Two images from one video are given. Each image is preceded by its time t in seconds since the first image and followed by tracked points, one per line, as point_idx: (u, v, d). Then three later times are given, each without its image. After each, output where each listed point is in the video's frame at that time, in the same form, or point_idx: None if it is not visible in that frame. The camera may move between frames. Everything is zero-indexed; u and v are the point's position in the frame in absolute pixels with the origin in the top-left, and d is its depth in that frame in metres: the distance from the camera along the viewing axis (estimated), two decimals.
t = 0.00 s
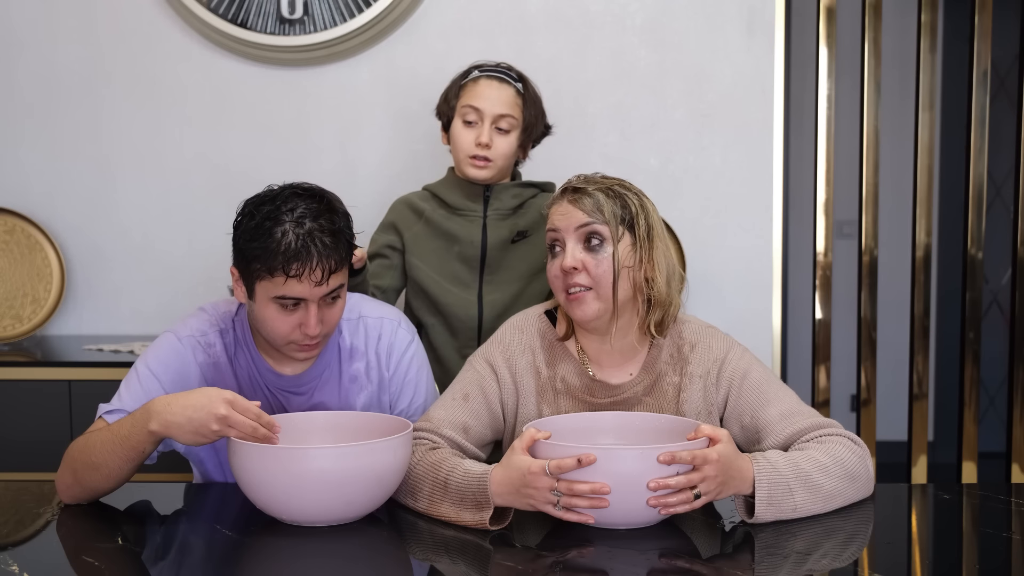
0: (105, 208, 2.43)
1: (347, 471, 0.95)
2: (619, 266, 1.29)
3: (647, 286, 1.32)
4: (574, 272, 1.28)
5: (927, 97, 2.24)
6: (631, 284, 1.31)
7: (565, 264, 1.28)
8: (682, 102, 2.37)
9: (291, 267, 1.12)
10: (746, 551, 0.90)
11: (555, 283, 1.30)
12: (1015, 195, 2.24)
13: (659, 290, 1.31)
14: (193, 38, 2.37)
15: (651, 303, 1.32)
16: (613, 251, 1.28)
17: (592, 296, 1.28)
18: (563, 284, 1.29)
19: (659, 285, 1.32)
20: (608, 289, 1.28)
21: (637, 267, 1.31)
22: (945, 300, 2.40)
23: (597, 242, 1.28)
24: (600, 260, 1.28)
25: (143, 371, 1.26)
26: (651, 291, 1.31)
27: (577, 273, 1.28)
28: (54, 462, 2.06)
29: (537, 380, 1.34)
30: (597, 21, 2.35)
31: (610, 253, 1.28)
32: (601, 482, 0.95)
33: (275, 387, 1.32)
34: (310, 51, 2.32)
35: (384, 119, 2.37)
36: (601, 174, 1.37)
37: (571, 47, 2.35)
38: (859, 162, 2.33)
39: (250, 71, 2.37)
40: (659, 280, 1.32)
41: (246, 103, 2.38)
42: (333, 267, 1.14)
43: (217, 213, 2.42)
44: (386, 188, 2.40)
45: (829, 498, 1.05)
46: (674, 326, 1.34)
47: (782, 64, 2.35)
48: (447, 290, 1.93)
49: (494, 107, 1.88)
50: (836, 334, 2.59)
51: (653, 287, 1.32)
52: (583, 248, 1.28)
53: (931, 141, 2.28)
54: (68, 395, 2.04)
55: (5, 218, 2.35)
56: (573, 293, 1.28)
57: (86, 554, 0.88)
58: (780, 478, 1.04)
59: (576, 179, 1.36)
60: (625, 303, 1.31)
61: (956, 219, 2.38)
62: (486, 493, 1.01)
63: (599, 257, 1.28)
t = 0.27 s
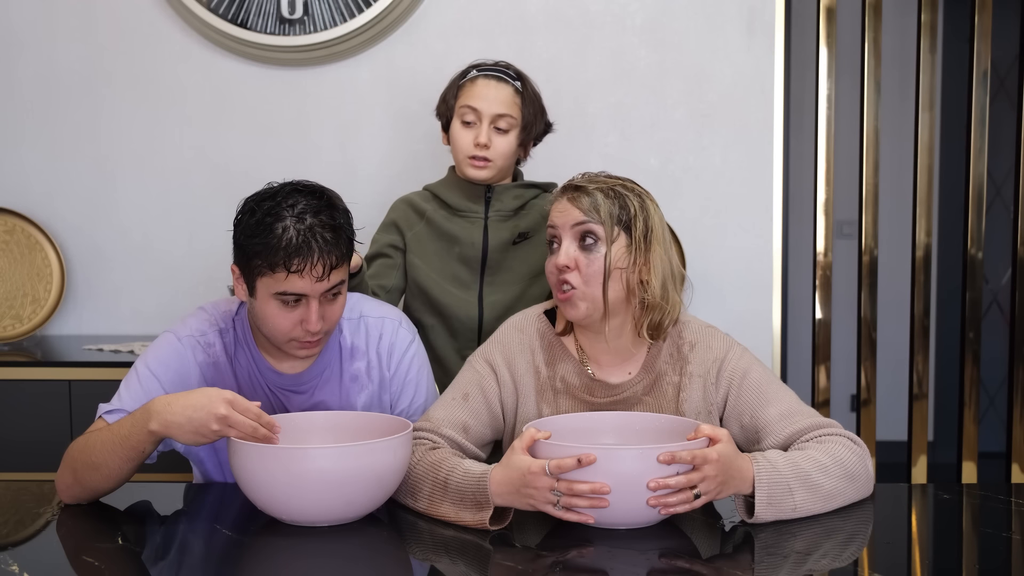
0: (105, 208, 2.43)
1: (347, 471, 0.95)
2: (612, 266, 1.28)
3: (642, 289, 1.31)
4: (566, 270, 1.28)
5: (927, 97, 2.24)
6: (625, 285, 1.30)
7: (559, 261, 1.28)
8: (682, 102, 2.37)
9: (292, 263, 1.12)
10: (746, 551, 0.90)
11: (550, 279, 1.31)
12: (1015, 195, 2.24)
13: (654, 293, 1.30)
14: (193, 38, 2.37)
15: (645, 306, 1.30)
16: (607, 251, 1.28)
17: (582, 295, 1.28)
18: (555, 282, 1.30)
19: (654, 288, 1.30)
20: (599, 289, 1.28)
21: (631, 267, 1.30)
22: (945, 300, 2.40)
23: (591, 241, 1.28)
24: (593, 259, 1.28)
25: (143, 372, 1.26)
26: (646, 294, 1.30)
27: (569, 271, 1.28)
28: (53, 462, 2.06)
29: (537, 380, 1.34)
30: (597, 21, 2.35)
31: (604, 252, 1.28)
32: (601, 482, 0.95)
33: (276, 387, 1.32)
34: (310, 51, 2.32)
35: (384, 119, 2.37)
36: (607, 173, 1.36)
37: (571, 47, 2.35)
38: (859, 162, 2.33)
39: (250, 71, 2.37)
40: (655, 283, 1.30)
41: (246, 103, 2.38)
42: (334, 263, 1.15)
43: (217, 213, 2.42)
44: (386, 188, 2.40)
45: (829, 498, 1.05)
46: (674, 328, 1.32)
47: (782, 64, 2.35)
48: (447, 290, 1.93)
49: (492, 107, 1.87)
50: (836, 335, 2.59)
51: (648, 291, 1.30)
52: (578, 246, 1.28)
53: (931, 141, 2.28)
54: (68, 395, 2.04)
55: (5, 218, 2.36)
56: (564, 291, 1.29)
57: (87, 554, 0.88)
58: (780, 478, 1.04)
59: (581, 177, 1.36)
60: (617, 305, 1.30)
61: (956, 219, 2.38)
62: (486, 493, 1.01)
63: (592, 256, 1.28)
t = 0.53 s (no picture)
0: (105, 208, 2.43)
1: (347, 471, 0.95)
2: (603, 267, 1.29)
3: (633, 294, 1.31)
4: (558, 266, 1.30)
5: (927, 97, 2.24)
6: (617, 287, 1.30)
7: (553, 256, 1.30)
8: (682, 102, 2.37)
9: (289, 276, 1.12)
10: (746, 551, 0.90)
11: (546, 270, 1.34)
12: (1015, 195, 2.24)
13: (645, 299, 1.29)
14: (193, 38, 2.37)
15: (637, 311, 1.30)
16: (599, 252, 1.28)
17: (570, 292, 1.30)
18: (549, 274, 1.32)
19: (645, 294, 1.29)
20: (587, 288, 1.29)
21: (621, 271, 1.30)
22: (945, 300, 2.40)
23: (586, 240, 1.29)
24: (584, 258, 1.29)
25: (143, 371, 1.26)
26: (637, 300, 1.30)
27: (561, 267, 1.30)
28: (53, 462, 2.06)
29: (538, 380, 1.34)
30: (597, 21, 2.35)
31: (594, 253, 1.29)
32: (601, 482, 0.95)
33: (277, 389, 1.32)
34: (310, 51, 2.32)
35: (384, 119, 2.37)
36: (621, 173, 1.35)
37: (571, 47, 2.35)
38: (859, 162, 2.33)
39: (250, 71, 2.37)
40: (646, 289, 1.29)
41: (246, 103, 2.38)
42: (331, 274, 1.14)
43: (217, 212, 2.42)
44: (386, 187, 2.40)
45: (829, 499, 1.05)
46: (674, 334, 1.31)
47: (782, 64, 2.35)
48: (447, 290, 1.93)
49: (485, 111, 1.86)
50: (836, 335, 2.59)
51: (639, 296, 1.30)
52: (573, 244, 1.30)
53: (931, 141, 2.28)
54: (68, 395, 2.04)
55: (5, 218, 2.35)
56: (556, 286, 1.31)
57: (87, 554, 0.88)
58: (780, 479, 1.04)
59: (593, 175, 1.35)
60: (607, 305, 1.31)
61: (956, 219, 2.38)
62: (486, 492, 1.01)
63: (583, 256, 1.29)
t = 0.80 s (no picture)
0: (105, 208, 2.43)
1: (347, 471, 0.95)
2: (612, 271, 1.28)
3: (643, 298, 1.30)
4: (566, 270, 1.29)
5: (927, 97, 2.24)
6: (626, 291, 1.29)
7: (561, 259, 1.29)
8: (682, 102, 2.37)
9: (287, 315, 1.11)
10: (746, 551, 0.90)
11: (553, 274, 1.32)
12: (1015, 195, 2.24)
13: (655, 303, 1.28)
14: (193, 38, 2.37)
15: (646, 315, 1.29)
16: (608, 256, 1.28)
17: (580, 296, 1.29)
18: (557, 279, 1.31)
19: (655, 298, 1.28)
20: (597, 292, 1.28)
21: (631, 275, 1.29)
22: (945, 299, 2.40)
23: (595, 244, 1.28)
24: (593, 262, 1.28)
25: (149, 374, 1.26)
26: (646, 304, 1.29)
27: (569, 271, 1.29)
28: (53, 462, 2.06)
29: (539, 381, 1.34)
30: (597, 21, 2.35)
31: (604, 256, 1.28)
32: (602, 482, 0.95)
33: (282, 401, 1.32)
34: (310, 51, 2.32)
35: (385, 119, 2.37)
36: (629, 174, 1.34)
37: (571, 47, 2.35)
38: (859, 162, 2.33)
39: (250, 71, 2.37)
40: (656, 293, 1.29)
41: (246, 103, 2.38)
42: (331, 316, 1.13)
43: (217, 213, 2.42)
44: (386, 187, 2.40)
45: (829, 499, 1.05)
46: (682, 334, 1.30)
47: (782, 64, 2.35)
48: (448, 291, 1.93)
49: (481, 113, 1.86)
50: (836, 335, 2.60)
51: (649, 300, 1.29)
52: (581, 247, 1.29)
53: (931, 141, 2.28)
54: (68, 395, 2.04)
55: (5, 218, 2.35)
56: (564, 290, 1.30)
57: (86, 554, 0.88)
58: (780, 479, 1.04)
59: (602, 176, 1.35)
60: (617, 309, 1.30)
61: (956, 219, 2.38)
62: (486, 493, 1.01)
63: (592, 259, 1.28)
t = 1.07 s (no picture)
0: (105, 207, 2.43)
1: (347, 470, 0.94)
2: (612, 273, 1.27)
3: (643, 299, 1.29)
4: (566, 272, 1.28)
5: (926, 97, 2.24)
6: (627, 293, 1.29)
7: (561, 261, 1.28)
8: (682, 102, 2.37)
9: (298, 389, 0.98)
10: (747, 551, 0.90)
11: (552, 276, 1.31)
12: (1015, 195, 2.24)
13: (656, 303, 1.28)
14: (193, 38, 2.37)
15: (647, 315, 1.29)
16: (608, 258, 1.27)
17: (580, 298, 1.28)
18: (556, 281, 1.30)
19: (656, 298, 1.28)
20: (597, 294, 1.27)
21: (633, 277, 1.28)
22: (945, 299, 2.40)
23: (595, 246, 1.27)
24: (593, 263, 1.27)
25: (156, 386, 1.17)
26: (648, 305, 1.29)
27: (569, 272, 1.28)
28: (53, 462, 2.06)
29: (539, 381, 1.34)
30: (597, 21, 2.35)
31: (604, 258, 1.27)
32: (602, 482, 0.95)
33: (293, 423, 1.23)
34: (310, 51, 2.32)
35: (384, 119, 2.37)
36: (628, 174, 1.34)
37: (571, 47, 2.35)
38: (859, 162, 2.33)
39: (250, 71, 2.37)
40: (657, 293, 1.29)
41: (245, 103, 2.38)
42: (346, 389, 1.00)
43: (217, 213, 2.42)
44: (386, 187, 2.40)
45: (829, 499, 1.05)
46: (682, 331, 1.30)
47: (782, 64, 2.35)
48: (453, 292, 1.93)
49: (485, 117, 1.85)
50: (836, 335, 2.60)
51: (650, 301, 1.29)
52: (581, 248, 1.28)
53: (931, 141, 2.28)
54: (68, 395, 2.04)
55: (5, 218, 2.35)
56: (564, 293, 1.29)
57: (87, 555, 0.88)
58: (781, 479, 1.04)
59: (601, 177, 1.34)
60: (617, 310, 1.29)
61: (956, 219, 2.38)
62: (485, 493, 1.01)
63: (593, 261, 1.27)
